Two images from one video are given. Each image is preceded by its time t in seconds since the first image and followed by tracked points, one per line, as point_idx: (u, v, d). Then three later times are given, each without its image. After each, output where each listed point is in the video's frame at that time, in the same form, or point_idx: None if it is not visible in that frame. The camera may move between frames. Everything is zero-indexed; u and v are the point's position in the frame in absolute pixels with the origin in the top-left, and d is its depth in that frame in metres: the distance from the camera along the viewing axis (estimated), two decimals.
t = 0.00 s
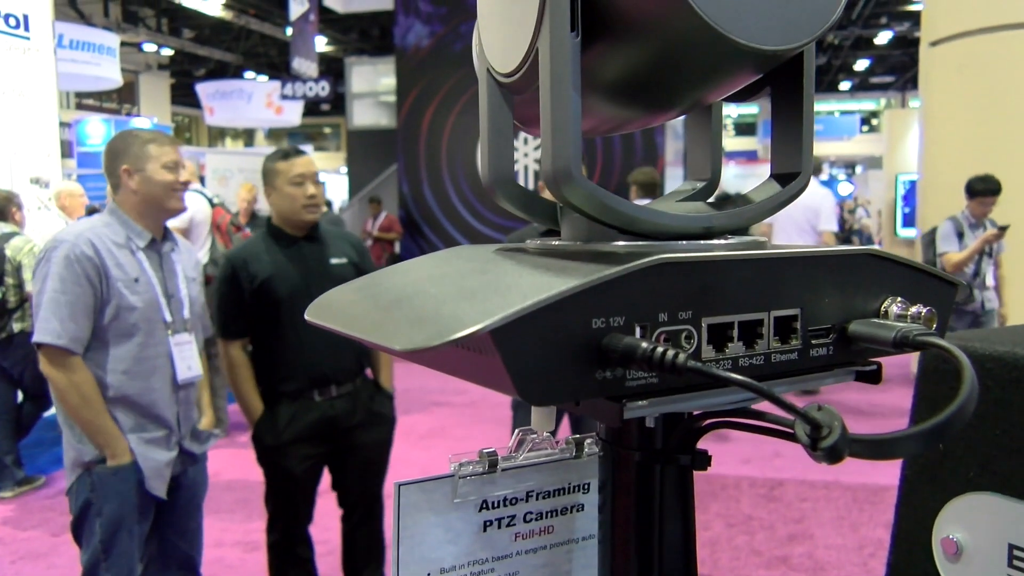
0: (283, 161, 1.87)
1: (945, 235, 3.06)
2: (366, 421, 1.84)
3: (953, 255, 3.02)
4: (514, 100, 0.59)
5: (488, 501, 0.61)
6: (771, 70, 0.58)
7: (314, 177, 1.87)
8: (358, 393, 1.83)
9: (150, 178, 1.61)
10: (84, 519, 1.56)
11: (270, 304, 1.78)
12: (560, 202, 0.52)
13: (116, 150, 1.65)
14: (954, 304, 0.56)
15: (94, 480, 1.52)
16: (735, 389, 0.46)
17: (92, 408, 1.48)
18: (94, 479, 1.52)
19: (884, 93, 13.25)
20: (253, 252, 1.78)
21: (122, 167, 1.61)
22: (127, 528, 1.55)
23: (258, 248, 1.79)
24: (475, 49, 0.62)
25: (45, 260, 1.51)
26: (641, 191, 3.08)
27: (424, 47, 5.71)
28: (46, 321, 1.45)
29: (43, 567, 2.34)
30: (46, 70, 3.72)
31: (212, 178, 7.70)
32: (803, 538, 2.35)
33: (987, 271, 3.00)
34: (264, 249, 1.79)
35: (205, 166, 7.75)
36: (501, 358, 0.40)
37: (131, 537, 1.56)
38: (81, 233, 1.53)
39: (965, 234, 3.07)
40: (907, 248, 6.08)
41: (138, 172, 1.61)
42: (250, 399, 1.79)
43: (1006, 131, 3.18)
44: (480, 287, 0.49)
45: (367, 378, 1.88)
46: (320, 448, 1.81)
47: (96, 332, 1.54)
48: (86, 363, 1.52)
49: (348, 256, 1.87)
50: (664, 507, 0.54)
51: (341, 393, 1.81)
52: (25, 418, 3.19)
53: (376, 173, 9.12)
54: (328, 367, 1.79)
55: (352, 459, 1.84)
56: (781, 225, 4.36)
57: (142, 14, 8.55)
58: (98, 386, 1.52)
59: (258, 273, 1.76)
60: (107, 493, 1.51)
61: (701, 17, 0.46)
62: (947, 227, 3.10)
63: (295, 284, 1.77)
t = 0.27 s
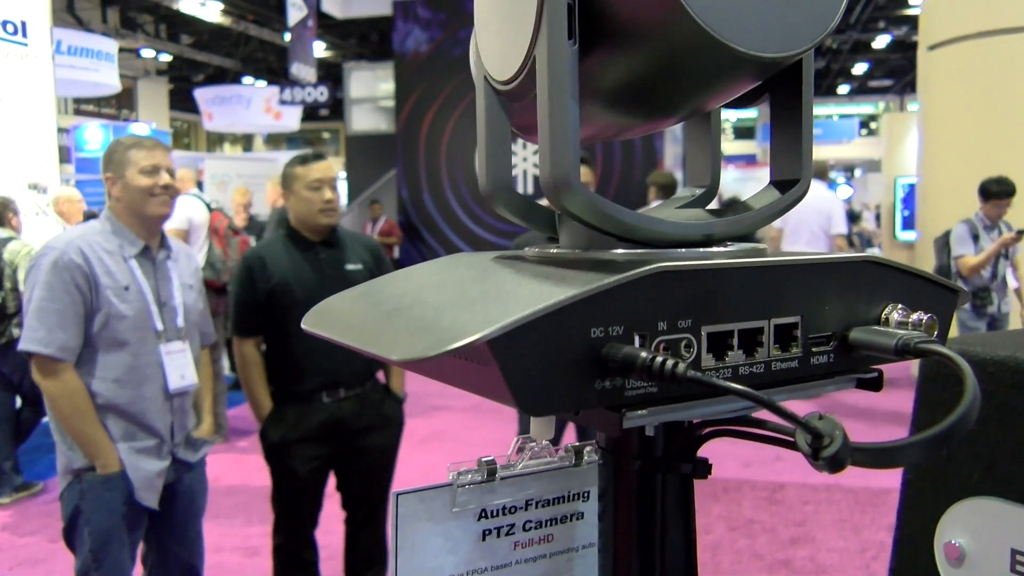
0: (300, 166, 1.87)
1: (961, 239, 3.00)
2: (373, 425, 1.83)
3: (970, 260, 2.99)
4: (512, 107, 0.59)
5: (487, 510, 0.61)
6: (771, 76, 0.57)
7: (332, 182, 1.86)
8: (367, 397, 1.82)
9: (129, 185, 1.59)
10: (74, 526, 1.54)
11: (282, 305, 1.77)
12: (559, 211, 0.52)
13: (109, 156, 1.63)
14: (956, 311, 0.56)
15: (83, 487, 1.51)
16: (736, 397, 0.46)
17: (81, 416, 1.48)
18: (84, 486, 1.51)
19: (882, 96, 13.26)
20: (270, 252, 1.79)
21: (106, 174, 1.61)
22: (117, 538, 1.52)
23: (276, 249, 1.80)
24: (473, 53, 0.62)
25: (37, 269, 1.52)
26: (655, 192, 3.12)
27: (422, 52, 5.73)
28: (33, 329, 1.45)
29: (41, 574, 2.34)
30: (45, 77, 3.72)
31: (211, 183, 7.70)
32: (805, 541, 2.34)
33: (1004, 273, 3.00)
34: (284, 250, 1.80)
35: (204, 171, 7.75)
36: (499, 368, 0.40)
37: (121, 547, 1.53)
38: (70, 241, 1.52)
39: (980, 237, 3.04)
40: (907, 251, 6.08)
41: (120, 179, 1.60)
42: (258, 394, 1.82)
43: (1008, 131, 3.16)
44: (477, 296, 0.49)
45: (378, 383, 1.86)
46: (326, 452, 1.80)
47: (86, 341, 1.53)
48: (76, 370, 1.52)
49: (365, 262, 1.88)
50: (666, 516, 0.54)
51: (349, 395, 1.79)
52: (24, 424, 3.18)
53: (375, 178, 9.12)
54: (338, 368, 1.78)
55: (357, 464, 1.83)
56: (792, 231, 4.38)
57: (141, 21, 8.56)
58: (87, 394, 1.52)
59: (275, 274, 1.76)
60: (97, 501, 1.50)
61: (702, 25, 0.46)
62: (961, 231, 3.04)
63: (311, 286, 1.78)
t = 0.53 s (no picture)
0: (319, 172, 1.86)
1: (969, 241, 3.00)
2: (376, 426, 1.81)
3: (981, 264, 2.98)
4: (508, 113, 0.58)
5: (483, 519, 0.60)
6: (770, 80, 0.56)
7: (353, 189, 1.85)
8: (370, 400, 1.80)
9: (114, 189, 1.58)
10: (67, 530, 1.55)
11: (298, 303, 1.78)
12: (555, 217, 0.51)
13: (100, 160, 1.63)
14: (955, 316, 0.55)
15: (75, 494, 1.50)
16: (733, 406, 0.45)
17: (70, 423, 1.47)
18: (75, 493, 1.50)
19: (877, 100, 13.27)
20: (291, 250, 1.80)
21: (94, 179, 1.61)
22: (108, 544, 1.52)
23: (293, 248, 1.81)
24: (468, 59, 0.62)
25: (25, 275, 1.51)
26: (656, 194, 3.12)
27: (419, 58, 5.73)
28: (20, 336, 1.45)
29: None
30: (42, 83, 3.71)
31: (208, 189, 7.67)
32: (803, 543, 2.34)
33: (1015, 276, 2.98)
34: (306, 251, 1.81)
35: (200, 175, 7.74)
36: (494, 379, 0.39)
37: (113, 554, 1.52)
38: (58, 247, 1.52)
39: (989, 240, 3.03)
40: (901, 254, 6.09)
41: (107, 184, 1.59)
42: (268, 388, 1.77)
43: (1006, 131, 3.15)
44: (472, 304, 0.48)
45: (384, 386, 1.84)
46: (325, 457, 1.78)
47: (75, 347, 1.53)
48: (66, 375, 1.52)
49: (378, 267, 1.88)
50: (665, 523, 0.53)
51: (354, 396, 1.79)
52: (20, 429, 3.17)
53: (372, 183, 9.12)
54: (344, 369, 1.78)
55: (357, 467, 1.81)
56: (797, 236, 4.37)
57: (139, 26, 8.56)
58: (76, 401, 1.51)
59: (296, 270, 1.78)
60: (87, 508, 1.49)
61: (699, 32, 0.45)
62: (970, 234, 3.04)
63: (326, 288, 1.79)
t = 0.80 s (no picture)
0: (329, 177, 1.86)
1: (985, 246, 2.92)
2: (376, 432, 1.79)
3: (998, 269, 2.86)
4: (501, 114, 0.58)
5: (476, 526, 0.59)
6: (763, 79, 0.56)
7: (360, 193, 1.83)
8: (371, 405, 1.79)
9: (101, 195, 1.57)
10: (61, 535, 1.53)
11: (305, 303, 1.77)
12: (550, 219, 0.50)
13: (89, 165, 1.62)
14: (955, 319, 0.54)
15: (67, 499, 1.48)
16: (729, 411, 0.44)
17: (61, 428, 1.46)
18: (67, 498, 1.49)
19: (875, 103, 13.25)
20: (308, 254, 1.79)
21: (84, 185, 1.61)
22: (102, 550, 1.50)
23: (305, 251, 1.79)
24: (462, 60, 0.61)
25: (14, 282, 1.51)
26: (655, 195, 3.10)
27: (417, 61, 5.72)
28: (7, 342, 1.44)
29: None
30: (38, 86, 3.69)
31: (204, 193, 7.65)
32: (802, 549, 2.33)
33: None
34: (317, 254, 1.79)
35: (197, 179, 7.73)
36: (487, 385, 0.38)
37: (107, 560, 1.50)
38: (45, 253, 1.51)
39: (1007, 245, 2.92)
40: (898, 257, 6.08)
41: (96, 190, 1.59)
42: (267, 389, 1.77)
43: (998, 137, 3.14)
44: (463, 308, 0.47)
45: (385, 392, 1.82)
46: (322, 463, 1.76)
47: (64, 353, 1.52)
48: (56, 380, 1.51)
49: (388, 274, 1.86)
50: (661, 531, 0.52)
51: (353, 401, 1.77)
52: (16, 435, 3.16)
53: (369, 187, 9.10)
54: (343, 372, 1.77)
55: (353, 473, 1.79)
56: (798, 235, 4.43)
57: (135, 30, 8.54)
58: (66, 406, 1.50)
59: (302, 274, 1.76)
60: (80, 513, 1.48)
61: (695, 30, 0.44)
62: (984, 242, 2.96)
63: (336, 291, 1.77)
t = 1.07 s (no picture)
0: (318, 177, 1.84)
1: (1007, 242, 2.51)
2: (373, 432, 1.77)
3: None
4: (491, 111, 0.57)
5: (469, 530, 0.58)
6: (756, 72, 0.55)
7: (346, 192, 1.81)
8: (367, 405, 1.77)
9: (91, 196, 1.56)
10: (55, 534, 1.52)
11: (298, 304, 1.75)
12: (541, 217, 0.49)
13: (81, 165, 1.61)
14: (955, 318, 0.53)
15: (60, 499, 1.47)
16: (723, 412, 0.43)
17: (52, 428, 1.45)
18: (60, 498, 1.48)
19: (873, 101, 13.23)
20: (298, 255, 1.78)
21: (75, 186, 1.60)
22: (96, 550, 1.49)
23: (298, 251, 1.79)
24: (450, 57, 0.60)
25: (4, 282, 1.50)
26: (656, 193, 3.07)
27: (414, 60, 5.71)
28: None
29: None
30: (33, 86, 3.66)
31: (201, 193, 7.62)
32: (802, 547, 2.32)
33: None
34: (309, 254, 1.79)
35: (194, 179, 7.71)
36: (474, 386, 0.37)
37: (101, 560, 1.50)
38: (35, 254, 1.50)
39: None
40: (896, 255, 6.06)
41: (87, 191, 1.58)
42: (261, 389, 1.77)
43: (996, 138, 3.12)
44: (453, 308, 0.46)
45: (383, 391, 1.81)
46: (318, 462, 1.75)
47: (55, 354, 1.51)
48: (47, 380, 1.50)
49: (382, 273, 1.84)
50: (656, 534, 0.51)
51: (350, 401, 1.76)
52: (11, 437, 3.14)
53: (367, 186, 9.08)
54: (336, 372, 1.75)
55: (350, 472, 1.78)
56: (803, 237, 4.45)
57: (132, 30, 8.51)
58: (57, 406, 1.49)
59: (293, 273, 1.75)
60: (73, 513, 1.47)
61: (686, 24, 0.43)
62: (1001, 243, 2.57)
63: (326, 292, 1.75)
